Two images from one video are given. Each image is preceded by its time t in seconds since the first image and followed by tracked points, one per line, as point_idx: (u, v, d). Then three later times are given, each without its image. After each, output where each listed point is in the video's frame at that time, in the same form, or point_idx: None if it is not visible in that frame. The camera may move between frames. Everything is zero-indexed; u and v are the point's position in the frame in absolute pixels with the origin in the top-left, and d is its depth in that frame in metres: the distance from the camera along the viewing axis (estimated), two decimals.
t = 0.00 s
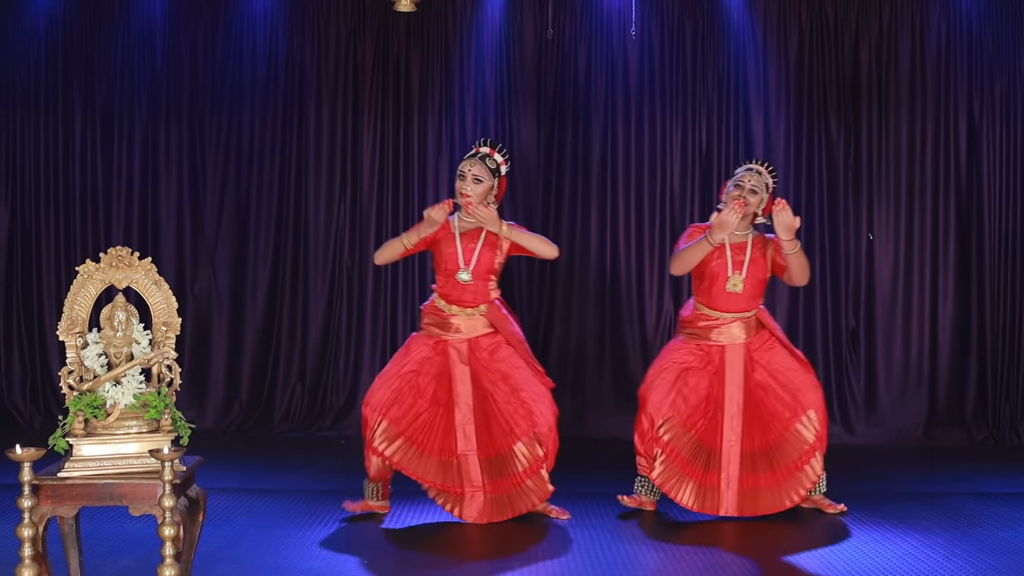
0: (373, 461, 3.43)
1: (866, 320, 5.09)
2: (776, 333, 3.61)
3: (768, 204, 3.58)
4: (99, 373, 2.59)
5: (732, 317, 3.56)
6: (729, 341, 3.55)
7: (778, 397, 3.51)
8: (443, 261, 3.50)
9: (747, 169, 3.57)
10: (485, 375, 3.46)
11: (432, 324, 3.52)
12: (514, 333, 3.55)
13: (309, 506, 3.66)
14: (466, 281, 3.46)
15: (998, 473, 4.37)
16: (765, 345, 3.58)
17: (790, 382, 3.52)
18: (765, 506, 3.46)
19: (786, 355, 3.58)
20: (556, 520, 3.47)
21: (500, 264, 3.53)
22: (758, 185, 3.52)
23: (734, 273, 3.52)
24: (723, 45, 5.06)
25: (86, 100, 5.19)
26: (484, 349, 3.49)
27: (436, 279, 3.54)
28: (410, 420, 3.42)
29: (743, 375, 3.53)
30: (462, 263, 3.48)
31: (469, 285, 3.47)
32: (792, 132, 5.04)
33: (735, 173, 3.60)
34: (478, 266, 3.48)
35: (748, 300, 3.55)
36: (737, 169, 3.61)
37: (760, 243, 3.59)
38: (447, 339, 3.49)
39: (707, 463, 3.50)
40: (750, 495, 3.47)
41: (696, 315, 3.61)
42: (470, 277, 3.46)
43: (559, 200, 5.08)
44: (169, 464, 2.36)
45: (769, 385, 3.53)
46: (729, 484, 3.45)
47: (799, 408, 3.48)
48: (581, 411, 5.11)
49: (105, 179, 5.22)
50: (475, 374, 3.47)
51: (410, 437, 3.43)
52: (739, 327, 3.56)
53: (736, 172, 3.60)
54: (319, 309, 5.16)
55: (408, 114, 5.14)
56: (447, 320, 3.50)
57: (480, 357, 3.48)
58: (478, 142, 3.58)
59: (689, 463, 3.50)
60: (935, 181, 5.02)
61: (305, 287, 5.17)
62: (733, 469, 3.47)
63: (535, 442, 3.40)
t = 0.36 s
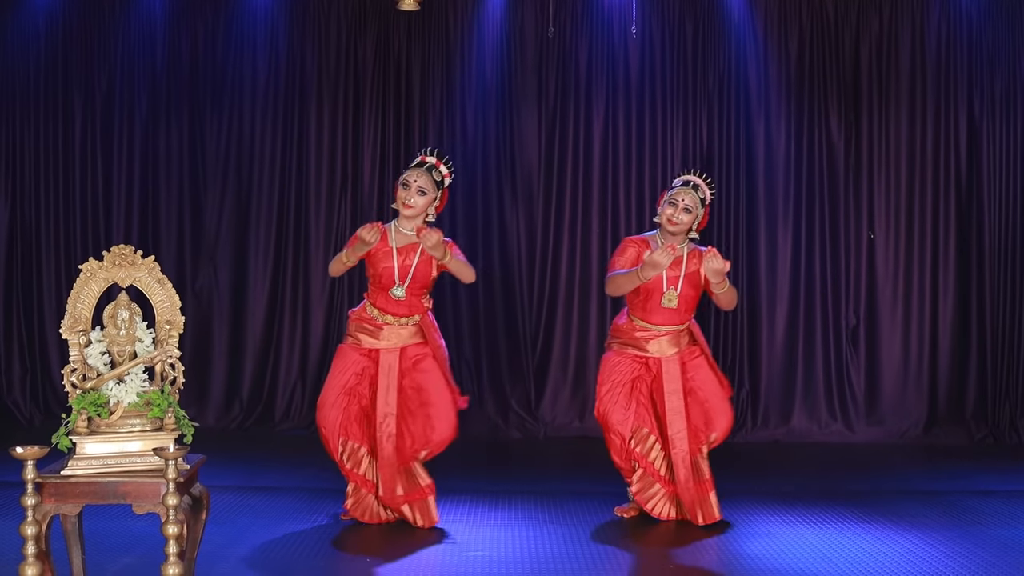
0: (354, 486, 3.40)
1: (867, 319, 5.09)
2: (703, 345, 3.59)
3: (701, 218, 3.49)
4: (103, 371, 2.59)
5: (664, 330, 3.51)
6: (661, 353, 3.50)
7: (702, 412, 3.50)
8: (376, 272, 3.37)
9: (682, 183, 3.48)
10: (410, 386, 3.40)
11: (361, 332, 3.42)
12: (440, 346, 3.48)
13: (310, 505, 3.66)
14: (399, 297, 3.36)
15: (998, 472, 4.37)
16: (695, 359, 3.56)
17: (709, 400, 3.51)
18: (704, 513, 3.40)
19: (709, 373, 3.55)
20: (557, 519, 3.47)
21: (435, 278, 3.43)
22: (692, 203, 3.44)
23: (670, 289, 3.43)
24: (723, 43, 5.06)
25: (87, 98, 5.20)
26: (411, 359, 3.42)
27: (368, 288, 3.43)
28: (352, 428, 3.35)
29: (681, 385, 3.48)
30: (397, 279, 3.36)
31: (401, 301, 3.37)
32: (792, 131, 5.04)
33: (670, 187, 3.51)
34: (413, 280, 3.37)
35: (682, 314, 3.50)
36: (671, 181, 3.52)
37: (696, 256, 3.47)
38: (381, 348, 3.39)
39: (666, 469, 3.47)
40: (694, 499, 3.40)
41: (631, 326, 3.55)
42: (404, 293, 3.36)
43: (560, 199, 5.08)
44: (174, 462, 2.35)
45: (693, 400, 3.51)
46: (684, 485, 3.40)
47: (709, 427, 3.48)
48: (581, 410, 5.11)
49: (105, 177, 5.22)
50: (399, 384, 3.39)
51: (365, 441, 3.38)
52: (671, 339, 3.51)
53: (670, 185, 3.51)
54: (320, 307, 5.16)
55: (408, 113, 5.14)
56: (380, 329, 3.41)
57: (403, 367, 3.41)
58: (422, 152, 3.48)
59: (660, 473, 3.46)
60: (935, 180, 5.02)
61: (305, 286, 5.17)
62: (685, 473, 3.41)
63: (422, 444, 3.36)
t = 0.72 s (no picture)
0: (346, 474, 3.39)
1: (870, 320, 5.09)
2: (686, 348, 3.70)
3: (687, 225, 3.68)
4: (111, 373, 2.59)
5: (648, 331, 3.62)
6: (644, 354, 3.60)
7: (685, 416, 3.53)
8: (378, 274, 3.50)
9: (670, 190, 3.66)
10: (416, 377, 3.46)
11: (367, 332, 3.51)
12: (447, 338, 3.58)
13: (314, 507, 3.66)
14: (403, 296, 3.47)
15: (1001, 473, 4.38)
16: (678, 361, 3.66)
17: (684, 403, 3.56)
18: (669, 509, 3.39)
19: (690, 380, 3.64)
20: (562, 520, 3.47)
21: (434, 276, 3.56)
22: (680, 212, 3.62)
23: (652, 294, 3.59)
24: (727, 45, 5.06)
25: (91, 99, 5.20)
26: (418, 352, 3.51)
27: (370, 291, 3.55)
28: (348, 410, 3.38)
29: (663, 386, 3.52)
30: (398, 278, 3.49)
31: (406, 299, 3.49)
32: (796, 133, 5.04)
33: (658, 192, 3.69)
34: (414, 279, 3.51)
35: (665, 317, 3.63)
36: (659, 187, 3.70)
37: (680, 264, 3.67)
38: (387, 347, 3.49)
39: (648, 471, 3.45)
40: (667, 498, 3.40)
41: (616, 330, 3.66)
42: (408, 292, 3.47)
43: (564, 201, 5.08)
44: (183, 463, 2.36)
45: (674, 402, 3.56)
46: (660, 488, 3.37)
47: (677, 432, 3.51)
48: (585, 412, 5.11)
49: (109, 178, 5.22)
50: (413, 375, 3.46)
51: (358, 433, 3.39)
52: (654, 340, 3.62)
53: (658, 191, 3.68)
54: (323, 309, 5.17)
55: (412, 114, 5.14)
56: (383, 327, 3.50)
57: (411, 362, 3.49)
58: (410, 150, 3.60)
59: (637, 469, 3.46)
60: (939, 182, 5.02)
61: (309, 287, 5.17)
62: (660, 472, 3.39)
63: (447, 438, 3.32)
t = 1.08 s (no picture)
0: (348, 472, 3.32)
1: (875, 321, 5.09)
2: (698, 334, 3.57)
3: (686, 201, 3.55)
4: (120, 375, 2.59)
5: (664, 317, 3.51)
6: (660, 340, 3.49)
7: (693, 406, 3.48)
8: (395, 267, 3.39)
9: (668, 168, 3.51)
10: (437, 380, 3.38)
11: (390, 331, 3.42)
12: (469, 338, 3.48)
13: (321, 509, 3.66)
14: (422, 285, 3.38)
15: (1007, 475, 4.37)
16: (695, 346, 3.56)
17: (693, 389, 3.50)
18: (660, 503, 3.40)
19: (700, 368, 3.54)
20: (568, 522, 3.47)
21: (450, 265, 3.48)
22: (685, 188, 3.49)
23: (665, 273, 3.48)
24: (732, 47, 5.06)
25: (96, 101, 5.21)
26: (440, 354, 3.41)
27: (387, 287, 3.44)
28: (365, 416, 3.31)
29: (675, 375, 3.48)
30: (416, 269, 3.39)
31: (426, 289, 3.39)
32: (801, 135, 5.05)
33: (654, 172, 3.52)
34: (432, 267, 3.41)
35: (678, 299, 3.53)
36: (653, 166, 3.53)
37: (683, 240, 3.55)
38: (408, 346, 3.39)
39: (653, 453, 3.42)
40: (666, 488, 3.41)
41: (629, 315, 3.55)
42: (427, 280, 3.38)
43: (568, 203, 5.09)
44: (192, 465, 2.36)
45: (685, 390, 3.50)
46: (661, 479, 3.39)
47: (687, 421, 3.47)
48: (589, 414, 5.11)
49: (114, 180, 5.23)
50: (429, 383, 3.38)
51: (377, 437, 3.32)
52: (671, 326, 3.51)
53: (655, 170, 3.51)
54: (328, 310, 5.17)
55: (417, 116, 5.15)
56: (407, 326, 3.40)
57: (432, 363, 3.40)
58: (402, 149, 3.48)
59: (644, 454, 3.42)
60: (943, 183, 5.02)
61: (314, 289, 5.17)
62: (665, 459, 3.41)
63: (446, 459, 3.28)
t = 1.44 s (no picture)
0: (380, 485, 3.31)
1: (878, 324, 5.10)
2: (755, 333, 3.53)
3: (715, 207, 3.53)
4: (127, 378, 2.60)
5: (716, 326, 3.44)
6: (714, 348, 3.44)
7: (762, 395, 3.44)
8: (427, 265, 3.35)
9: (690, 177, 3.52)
10: (471, 377, 3.38)
11: (413, 328, 3.38)
12: (492, 336, 3.48)
13: (326, 510, 3.67)
14: (455, 284, 3.35)
15: (1011, 477, 4.38)
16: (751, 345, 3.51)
17: (777, 376, 3.45)
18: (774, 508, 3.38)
19: (766, 354, 3.50)
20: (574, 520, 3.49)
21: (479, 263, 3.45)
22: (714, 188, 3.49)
23: (719, 279, 3.40)
24: (735, 49, 5.07)
25: (101, 102, 5.22)
26: (470, 353, 3.40)
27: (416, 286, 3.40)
28: (396, 436, 3.30)
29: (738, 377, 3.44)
30: (449, 267, 3.35)
31: (457, 288, 3.36)
32: (803, 136, 5.06)
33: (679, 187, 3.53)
34: (465, 268, 3.38)
35: (734, 303, 3.45)
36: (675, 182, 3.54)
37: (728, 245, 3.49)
38: (435, 346, 3.37)
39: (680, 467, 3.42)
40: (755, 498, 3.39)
41: (679, 323, 3.49)
42: (460, 280, 3.35)
43: (572, 205, 5.09)
44: (199, 468, 2.37)
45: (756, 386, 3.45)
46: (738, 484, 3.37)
47: (780, 415, 3.41)
48: (593, 415, 5.12)
49: (118, 182, 5.23)
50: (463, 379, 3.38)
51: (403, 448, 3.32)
52: (724, 336, 3.45)
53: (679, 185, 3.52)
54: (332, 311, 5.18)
55: (421, 117, 5.15)
56: (434, 326, 3.37)
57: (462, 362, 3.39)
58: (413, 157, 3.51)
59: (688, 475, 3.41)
60: (946, 185, 5.02)
61: (317, 290, 5.18)
62: (737, 475, 3.38)
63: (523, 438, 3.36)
